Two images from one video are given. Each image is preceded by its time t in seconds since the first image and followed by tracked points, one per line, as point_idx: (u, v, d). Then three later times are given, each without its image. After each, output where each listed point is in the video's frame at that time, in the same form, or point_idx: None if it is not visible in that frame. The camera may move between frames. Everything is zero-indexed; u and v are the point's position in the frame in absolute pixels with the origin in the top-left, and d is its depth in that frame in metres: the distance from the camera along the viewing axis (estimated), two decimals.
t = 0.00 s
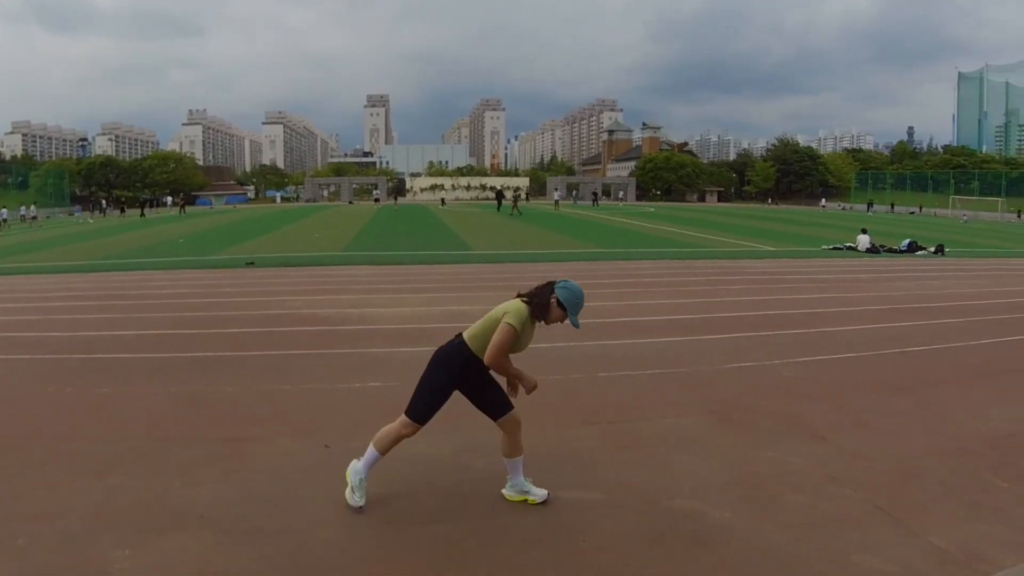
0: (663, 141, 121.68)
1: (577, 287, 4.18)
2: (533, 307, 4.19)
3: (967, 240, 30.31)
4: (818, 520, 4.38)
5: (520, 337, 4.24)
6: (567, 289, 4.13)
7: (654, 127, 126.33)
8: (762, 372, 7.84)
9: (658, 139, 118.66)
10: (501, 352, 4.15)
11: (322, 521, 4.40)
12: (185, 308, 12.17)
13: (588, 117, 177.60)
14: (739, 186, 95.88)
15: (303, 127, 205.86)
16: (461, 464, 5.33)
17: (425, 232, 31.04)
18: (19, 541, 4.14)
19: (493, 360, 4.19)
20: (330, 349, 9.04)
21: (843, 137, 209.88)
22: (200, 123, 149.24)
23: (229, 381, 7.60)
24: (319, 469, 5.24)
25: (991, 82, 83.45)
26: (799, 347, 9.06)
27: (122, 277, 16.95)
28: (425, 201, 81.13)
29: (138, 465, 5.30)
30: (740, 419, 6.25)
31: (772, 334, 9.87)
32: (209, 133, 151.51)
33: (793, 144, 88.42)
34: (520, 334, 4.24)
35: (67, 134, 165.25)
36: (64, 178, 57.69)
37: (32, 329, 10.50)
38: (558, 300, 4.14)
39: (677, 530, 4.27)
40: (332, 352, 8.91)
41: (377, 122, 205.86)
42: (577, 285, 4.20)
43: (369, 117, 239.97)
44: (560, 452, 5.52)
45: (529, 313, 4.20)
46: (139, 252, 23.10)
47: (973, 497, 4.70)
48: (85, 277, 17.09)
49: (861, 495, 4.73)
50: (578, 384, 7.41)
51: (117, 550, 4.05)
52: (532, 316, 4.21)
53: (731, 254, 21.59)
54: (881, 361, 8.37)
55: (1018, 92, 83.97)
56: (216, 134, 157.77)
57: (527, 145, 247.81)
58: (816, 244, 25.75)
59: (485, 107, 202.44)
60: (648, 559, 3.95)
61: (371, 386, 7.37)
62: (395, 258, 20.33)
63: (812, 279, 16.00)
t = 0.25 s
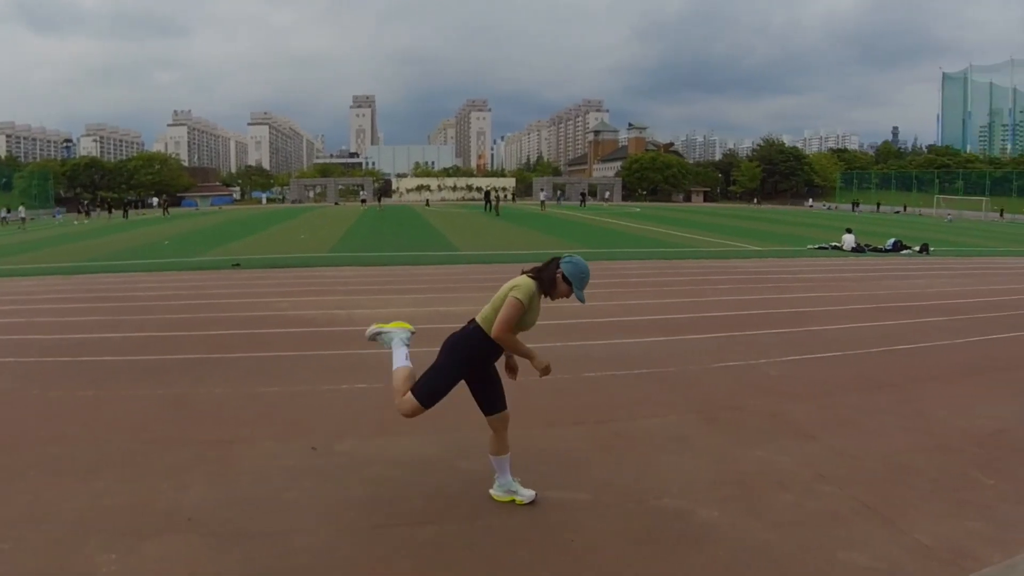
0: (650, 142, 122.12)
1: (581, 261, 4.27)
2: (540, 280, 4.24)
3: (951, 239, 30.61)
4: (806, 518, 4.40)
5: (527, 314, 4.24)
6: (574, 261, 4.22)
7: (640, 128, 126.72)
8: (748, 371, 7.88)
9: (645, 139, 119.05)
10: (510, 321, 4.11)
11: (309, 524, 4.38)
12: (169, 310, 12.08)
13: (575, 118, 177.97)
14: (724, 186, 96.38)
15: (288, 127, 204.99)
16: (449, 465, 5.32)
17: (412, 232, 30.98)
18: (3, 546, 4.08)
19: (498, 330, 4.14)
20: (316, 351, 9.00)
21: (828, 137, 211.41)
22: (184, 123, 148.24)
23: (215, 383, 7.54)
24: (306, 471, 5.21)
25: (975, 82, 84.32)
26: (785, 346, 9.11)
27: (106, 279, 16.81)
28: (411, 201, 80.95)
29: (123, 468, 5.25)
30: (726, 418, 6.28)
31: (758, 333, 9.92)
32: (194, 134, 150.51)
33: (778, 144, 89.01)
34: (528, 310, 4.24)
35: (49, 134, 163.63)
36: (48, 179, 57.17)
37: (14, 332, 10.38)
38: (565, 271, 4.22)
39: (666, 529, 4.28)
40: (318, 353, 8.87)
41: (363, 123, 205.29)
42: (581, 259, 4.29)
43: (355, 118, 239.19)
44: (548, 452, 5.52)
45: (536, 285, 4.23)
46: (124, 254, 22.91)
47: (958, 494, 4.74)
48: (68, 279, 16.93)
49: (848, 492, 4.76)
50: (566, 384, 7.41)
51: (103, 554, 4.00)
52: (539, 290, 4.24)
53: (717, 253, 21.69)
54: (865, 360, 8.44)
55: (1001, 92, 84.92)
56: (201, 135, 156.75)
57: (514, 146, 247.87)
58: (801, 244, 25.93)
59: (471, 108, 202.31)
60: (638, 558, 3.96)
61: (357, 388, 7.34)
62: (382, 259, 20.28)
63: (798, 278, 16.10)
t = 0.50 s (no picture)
0: (636, 142, 122.57)
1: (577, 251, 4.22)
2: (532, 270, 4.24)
3: (936, 238, 30.86)
4: (792, 517, 4.43)
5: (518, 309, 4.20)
6: (564, 247, 4.21)
7: (626, 128, 127.08)
8: (734, 371, 7.91)
9: (631, 140, 119.50)
10: (499, 305, 4.09)
11: (297, 526, 4.35)
12: (155, 312, 12.00)
13: (561, 118, 178.28)
14: (711, 186, 96.84)
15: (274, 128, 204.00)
16: (436, 466, 5.30)
17: (399, 233, 30.92)
18: None
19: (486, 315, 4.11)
20: (303, 352, 8.96)
21: (813, 137, 212.83)
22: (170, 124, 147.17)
23: (202, 385, 7.49)
24: (292, 473, 5.18)
25: (959, 83, 85.11)
26: (771, 346, 9.16)
27: (90, 281, 16.68)
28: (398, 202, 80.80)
29: (109, 471, 5.19)
30: (712, 418, 6.31)
31: (744, 332, 9.97)
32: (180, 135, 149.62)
33: (764, 144, 89.56)
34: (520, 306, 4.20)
35: (33, 135, 162.13)
36: (33, 180, 56.67)
37: None
38: (555, 258, 4.20)
39: (653, 529, 4.30)
40: (305, 355, 8.83)
41: (349, 125, 204.67)
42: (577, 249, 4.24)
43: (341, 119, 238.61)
44: (536, 453, 5.52)
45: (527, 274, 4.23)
46: (108, 256, 22.71)
47: (943, 492, 4.78)
48: (52, 281, 16.79)
49: (835, 491, 4.79)
50: (553, 385, 7.41)
51: (89, 558, 3.96)
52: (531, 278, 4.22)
53: (704, 253, 21.77)
54: (851, 358, 8.49)
55: (984, 93, 85.75)
56: (186, 136, 155.74)
57: (501, 146, 247.94)
58: (787, 244, 26.07)
59: (459, 108, 202.04)
60: (625, 558, 3.97)
61: (344, 390, 7.31)
62: (369, 260, 20.24)
63: (784, 278, 16.19)
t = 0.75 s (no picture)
0: (622, 143, 122.88)
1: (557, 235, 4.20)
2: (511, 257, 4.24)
3: (919, 237, 31.15)
4: (778, 514, 4.45)
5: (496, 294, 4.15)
6: (540, 229, 4.22)
7: (612, 129, 127.41)
8: (721, 370, 7.95)
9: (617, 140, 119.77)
10: (476, 288, 4.06)
11: (284, 528, 4.33)
12: (139, 314, 11.91)
13: (548, 118, 178.40)
14: (696, 186, 97.24)
15: (259, 129, 202.81)
16: (424, 466, 5.29)
17: (385, 234, 30.84)
18: None
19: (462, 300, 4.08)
20: (289, 354, 8.92)
21: (798, 138, 214.29)
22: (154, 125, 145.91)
23: (187, 387, 7.44)
24: (279, 475, 5.15)
25: (943, 83, 85.88)
26: (757, 345, 9.22)
27: (73, 283, 16.51)
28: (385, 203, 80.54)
29: (93, 475, 5.14)
30: (699, 417, 6.33)
31: (730, 332, 10.02)
32: (165, 136, 148.51)
33: (749, 144, 90.06)
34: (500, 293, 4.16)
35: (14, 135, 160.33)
36: (15, 181, 56.04)
37: None
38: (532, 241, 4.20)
39: (641, 527, 4.30)
40: (291, 356, 8.79)
41: (334, 125, 203.92)
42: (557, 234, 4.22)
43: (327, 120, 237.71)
44: (524, 453, 5.52)
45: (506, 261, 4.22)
46: (92, 258, 22.48)
47: (929, 489, 4.82)
48: (33, 284, 16.62)
49: (822, 489, 4.82)
50: (540, 385, 7.42)
51: (75, 562, 3.92)
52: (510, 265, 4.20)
53: (690, 253, 21.86)
54: (835, 357, 8.55)
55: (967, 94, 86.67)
56: (170, 136, 154.62)
57: (487, 147, 247.87)
58: (772, 243, 26.24)
59: (445, 109, 201.79)
60: (614, 557, 3.97)
61: (330, 391, 7.28)
62: (355, 261, 20.18)
63: (769, 277, 16.28)
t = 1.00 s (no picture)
0: (608, 143, 123.15)
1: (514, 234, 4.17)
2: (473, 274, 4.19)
3: (903, 237, 31.41)
4: (767, 513, 4.47)
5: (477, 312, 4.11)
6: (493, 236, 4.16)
7: (598, 129, 127.71)
8: (708, 369, 7.99)
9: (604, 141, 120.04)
10: (462, 319, 4.01)
11: (273, 530, 4.30)
12: (124, 316, 11.80)
13: (534, 119, 178.58)
14: (683, 186, 97.64)
15: (244, 129, 201.72)
16: (412, 468, 5.28)
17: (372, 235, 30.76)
18: None
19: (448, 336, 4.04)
20: (276, 355, 8.87)
21: (783, 138, 215.67)
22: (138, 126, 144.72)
23: (173, 390, 7.38)
24: (267, 478, 5.12)
25: (926, 84, 86.62)
26: (744, 344, 9.27)
27: (56, 286, 16.33)
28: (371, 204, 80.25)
29: (79, 479, 5.08)
30: (687, 416, 6.36)
31: (717, 331, 10.06)
32: (149, 137, 147.40)
33: (735, 145, 90.50)
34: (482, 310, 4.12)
35: None
36: None
37: None
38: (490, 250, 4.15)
39: (631, 527, 4.31)
40: (277, 358, 8.74)
41: (320, 126, 203.12)
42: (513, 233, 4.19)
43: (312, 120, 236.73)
44: (513, 454, 5.51)
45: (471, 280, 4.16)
46: (75, 260, 22.25)
47: (915, 487, 4.86)
48: (15, 286, 16.42)
49: (809, 487, 4.85)
50: (528, 385, 7.42)
51: (62, 566, 3.88)
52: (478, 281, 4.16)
53: (677, 253, 21.94)
54: (821, 356, 8.61)
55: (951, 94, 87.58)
56: (154, 137, 153.43)
57: (474, 147, 247.76)
58: (758, 243, 26.37)
59: (431, 109, 201.45)
60: (604, 558, 3.97)
61: (317, 393, 7.25)
62: (341, 262, 20.10)
63: (755, 277, 16.37)
